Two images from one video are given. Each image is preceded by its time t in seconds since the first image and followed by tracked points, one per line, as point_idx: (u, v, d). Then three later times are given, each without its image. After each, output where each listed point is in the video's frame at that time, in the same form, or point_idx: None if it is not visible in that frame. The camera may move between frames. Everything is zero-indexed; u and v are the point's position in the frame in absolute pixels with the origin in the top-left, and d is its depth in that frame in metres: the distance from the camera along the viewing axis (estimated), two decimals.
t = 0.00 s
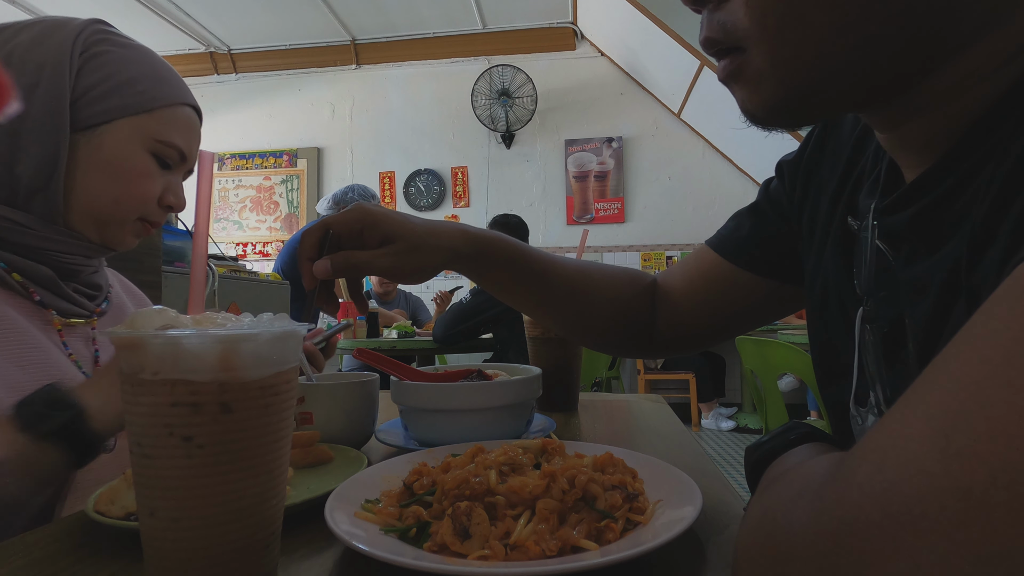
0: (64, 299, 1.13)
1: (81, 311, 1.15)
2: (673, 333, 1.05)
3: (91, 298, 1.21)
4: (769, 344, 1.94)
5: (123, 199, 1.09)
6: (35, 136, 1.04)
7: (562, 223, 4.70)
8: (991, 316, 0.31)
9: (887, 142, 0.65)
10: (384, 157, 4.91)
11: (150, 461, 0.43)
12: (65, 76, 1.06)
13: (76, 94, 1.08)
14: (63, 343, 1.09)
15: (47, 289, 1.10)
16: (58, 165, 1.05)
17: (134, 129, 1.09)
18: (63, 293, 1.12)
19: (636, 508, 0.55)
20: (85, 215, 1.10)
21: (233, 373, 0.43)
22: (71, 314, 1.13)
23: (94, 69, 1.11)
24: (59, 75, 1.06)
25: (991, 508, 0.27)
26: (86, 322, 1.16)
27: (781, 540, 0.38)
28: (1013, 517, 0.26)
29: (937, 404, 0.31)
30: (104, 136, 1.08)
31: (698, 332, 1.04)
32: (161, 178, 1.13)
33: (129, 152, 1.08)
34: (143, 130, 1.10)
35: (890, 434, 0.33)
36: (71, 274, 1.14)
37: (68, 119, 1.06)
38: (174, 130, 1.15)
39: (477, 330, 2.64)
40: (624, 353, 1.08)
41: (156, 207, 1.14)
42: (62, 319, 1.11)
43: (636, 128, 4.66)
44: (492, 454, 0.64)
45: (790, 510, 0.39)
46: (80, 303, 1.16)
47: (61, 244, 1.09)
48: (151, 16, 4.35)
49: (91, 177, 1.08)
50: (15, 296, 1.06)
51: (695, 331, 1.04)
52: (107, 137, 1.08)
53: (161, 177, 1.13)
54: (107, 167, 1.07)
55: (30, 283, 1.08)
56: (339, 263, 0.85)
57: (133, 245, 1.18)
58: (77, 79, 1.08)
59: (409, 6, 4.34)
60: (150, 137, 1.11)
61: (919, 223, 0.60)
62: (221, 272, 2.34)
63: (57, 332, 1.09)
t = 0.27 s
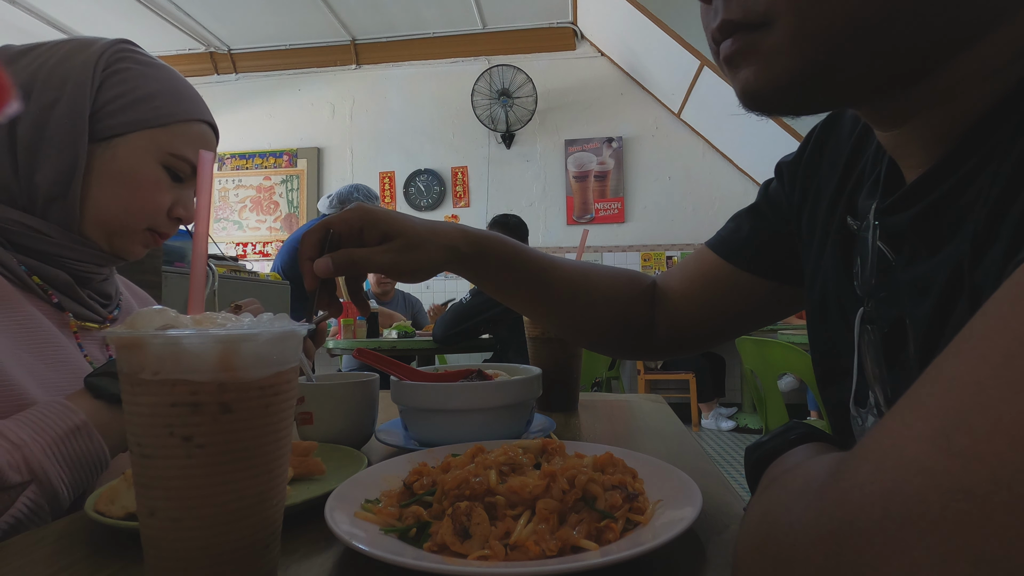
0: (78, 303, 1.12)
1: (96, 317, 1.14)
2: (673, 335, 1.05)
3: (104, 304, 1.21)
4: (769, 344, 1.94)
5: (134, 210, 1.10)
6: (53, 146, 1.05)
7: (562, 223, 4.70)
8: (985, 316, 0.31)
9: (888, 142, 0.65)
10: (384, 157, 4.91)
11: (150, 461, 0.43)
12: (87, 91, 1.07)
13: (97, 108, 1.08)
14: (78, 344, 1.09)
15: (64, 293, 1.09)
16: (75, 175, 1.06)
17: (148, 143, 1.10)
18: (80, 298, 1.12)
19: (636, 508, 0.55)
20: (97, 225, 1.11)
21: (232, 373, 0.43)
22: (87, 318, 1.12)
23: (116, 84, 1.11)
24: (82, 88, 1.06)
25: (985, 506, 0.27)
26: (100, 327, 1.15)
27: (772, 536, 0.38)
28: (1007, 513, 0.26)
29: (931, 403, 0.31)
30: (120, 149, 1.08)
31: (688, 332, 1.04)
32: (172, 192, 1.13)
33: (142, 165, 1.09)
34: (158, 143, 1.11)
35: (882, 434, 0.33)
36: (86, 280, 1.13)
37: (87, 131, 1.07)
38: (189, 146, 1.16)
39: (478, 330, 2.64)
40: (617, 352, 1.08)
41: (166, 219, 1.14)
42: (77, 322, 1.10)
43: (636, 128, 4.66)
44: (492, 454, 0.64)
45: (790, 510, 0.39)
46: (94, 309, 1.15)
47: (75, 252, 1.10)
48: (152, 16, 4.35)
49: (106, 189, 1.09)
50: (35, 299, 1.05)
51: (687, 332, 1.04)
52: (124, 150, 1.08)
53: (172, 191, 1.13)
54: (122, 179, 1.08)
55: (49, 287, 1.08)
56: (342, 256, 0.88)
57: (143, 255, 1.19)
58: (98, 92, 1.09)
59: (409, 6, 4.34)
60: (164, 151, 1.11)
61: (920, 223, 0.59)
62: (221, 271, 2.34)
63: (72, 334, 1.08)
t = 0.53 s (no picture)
0: (76, 306, 1.12)
1: (95, 320, 1.15)
2: (673, 338, 1.05)
3: (103, 307, 1.21)
4: (769, 344, 1.94)
5: (134, 214, 1.09)
6: (55, 150, 1.05)
7: (562, 223, 4.70)
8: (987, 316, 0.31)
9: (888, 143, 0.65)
10: (384, 157, 4.91)
11: (150, 461, 0.43)
12: (89, 97, 1.07)
13: (99, 113, 1.08)
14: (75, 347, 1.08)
15: (63, 296, 1.10)
16: (75, 179, 1.06)
17: (149, 148, 1.09)
18: (80, 301, 1.12)
19: (635, 508, 0.55)
20: (96, 229, 1.11)
21: (232, 373, 0.43)
22: (86, 320, 1.12)
23: (118, 90, 1.11)
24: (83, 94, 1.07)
25: (982, 503, 0.27)
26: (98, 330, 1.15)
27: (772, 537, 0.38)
28: (1006, 512, 0.26)
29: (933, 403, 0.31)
30: (122, 153, 1.08)
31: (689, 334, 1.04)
32: (173, 198, 1.12)
33: (144, 170, 1.09)
34: (159, 149, 1.10)
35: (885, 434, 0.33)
36: (84, 284, 1.14)
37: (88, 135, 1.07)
38: (192, 153, 1.15)
39: (478, 330, 2.64)
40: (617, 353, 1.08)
41: (165, 225, 1.13)
42: (75, 325, 1.10)
43: (636, 128, 4.66)
44: (492, 454, 0.64)
45: (789, 510, 0.39)
46: (93, 312, 1.15)
47: (73, 256, 1.09)
48: (152, 16, 4.35)
49: (107, 192, 1.08)
50: (33, 301, 1.06)
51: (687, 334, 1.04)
52: (124, 154, 1.08)
53: (173, 196, 1.12)
54: (122, 183, 1.08)
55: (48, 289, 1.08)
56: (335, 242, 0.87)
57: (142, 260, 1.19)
58: (101, 98, 1.09)
59: (409, 6, 4.34)
60: (166, 157, 1.11)
61: (919, 224, 0.59)
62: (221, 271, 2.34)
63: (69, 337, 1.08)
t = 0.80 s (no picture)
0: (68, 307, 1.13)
1: (88, 321, 1.15)
2: (671, 338, 1.04)
3: (97, 308, 1.22)
4: (769, 344, 1.94)
5: (124, 215, 1.09)
6: (44, 151, 1.05)
7: (562, 223, 4.70)
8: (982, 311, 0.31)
9: (887, 143, 0.65)
10: (384, 157, 4.91)
11: (150, 461, 0.43)
12: (78, 95, 1.07)
13: (88, 112, 1.08)
14: (68, 349, 1.09)
15: (54, 296, 1.10)
16: (64, 178, 1.06)
17: (143, 148, 1.10)
18: (71, 302, 1.13)
19: (636, 508, 0.55)
20: (86, 228, 1.10)
21: (232, 373, 0.43)
22: (78, 322, 1.13)
23: (109, 89, 1.11)
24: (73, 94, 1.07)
25: (977, 502, 0.27)
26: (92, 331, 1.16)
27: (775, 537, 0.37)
28: (1001, 510, 0.26)
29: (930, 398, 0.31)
30: (111, 151, 1.08)
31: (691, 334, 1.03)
32: (164, 197, 1.13)
33: (134, 169, 1.08)
34: (153, 149, 1.11)
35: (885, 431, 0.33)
36: (76, 284, 1.14)
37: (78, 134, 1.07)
38: (184, 151, 1.15)
39: (477, 330, 2.64)
40: (619, 354, 1.07)
41: (159, 225, 1.14)
42: (68, 326, 1.11)
43: (636, 128, 4.66)
44: (492, 454, 0.64)
45: (787, 508, 0.39)
46: (86, 313, 1.16)
47: (63, 256, 1.10)
48: (152, 16, 4.35)
49: (96, 192, 1.08)
50: (23, 301, 1.06)
51: (690, 335, 1.03)
52: (114, 154, 1.08)
53: (165, 196, 1.12)
54: (112, 182, 1.08)
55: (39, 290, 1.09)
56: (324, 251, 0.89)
57: (135, 260, 1.18)
58: (91, 97, 1.09)
59: (409, 6, 4.33)
60: (157, 155, 1.11)
61: (915, 226, 0.59)
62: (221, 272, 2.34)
63: (62, 338, 1.09)
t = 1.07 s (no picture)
0: (50, 309, 1.14)
1: (69, 321, 1.17)
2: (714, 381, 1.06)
3: (80, 308, 1.23)
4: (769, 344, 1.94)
5: (98, 211, 1.09)
6: (10, 146, 1.05)
7: (562, 223, 4.70)
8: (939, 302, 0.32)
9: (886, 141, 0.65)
10: (384, 157, 4.91)
11: (150, 461, 0.43)
12: (42, 88, 1.07)
13: (54, 105, 1.08)
14: (51, 351, 1.11)
15: (34, 298, 1.12)
16: (31, 177, 1.06)
17: (112, 139, 1.09)
18: (51, 303, 1.14)
19: (635, 508, 0.55)
20: (60, 227, 1.10)
21: (232, 373, 0.43)
22: (59, 323, 1.15)
23: (75, 80, 1.12)
24: (36, 86, 1.07)
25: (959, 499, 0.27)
26: (75, 332, 1.18)
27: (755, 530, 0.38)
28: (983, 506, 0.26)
29: (894, 388, 0.32)
30: (80, 146, 1.08)
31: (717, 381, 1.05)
32: (140, 192, 1.12)
33: (107, 164, 1.08)
34: (123, 141, 1.10)
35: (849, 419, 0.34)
36: (57, 284, 1.16)
37: (43, 131, 1.07)
38: (159, 143, 1.14)
39: (477, 330, 2.64)
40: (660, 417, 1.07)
41: (135, 220, 1.14)
42: (48, 328, 1.13)
43: (637, 128, 4.66)
44: (492, 454, 0.64)
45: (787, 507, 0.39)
46: (70, 314, 1.18)
47: (42, 257, 1.11)
48: (152, 16, 4.35)
49: (63, 190, 1.08)
50: (3, 305, 1.08)
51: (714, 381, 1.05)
52: (82, 147, 1.08)
53: (141, 191, 1.12)
54: (82, 180, 1.07)
55: (19, 292, 1.10)
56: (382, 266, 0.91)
57: (114, 258, 1.20)
58: (55, 88, 1.09)
59: (408, 6, 4.34)
60: (130, 149, 1.10)
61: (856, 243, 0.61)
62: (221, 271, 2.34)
63: (44, 340, 1.10)
